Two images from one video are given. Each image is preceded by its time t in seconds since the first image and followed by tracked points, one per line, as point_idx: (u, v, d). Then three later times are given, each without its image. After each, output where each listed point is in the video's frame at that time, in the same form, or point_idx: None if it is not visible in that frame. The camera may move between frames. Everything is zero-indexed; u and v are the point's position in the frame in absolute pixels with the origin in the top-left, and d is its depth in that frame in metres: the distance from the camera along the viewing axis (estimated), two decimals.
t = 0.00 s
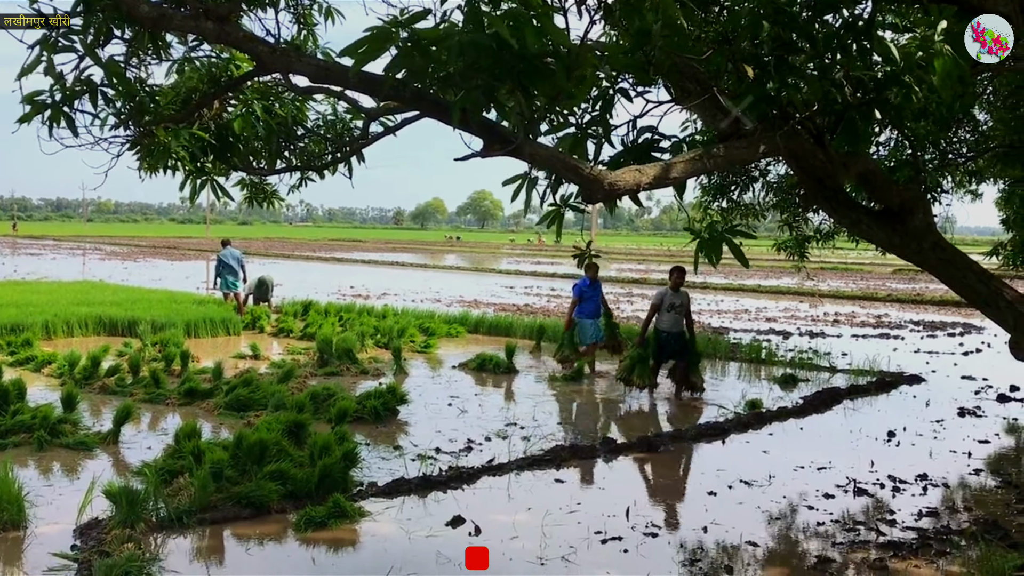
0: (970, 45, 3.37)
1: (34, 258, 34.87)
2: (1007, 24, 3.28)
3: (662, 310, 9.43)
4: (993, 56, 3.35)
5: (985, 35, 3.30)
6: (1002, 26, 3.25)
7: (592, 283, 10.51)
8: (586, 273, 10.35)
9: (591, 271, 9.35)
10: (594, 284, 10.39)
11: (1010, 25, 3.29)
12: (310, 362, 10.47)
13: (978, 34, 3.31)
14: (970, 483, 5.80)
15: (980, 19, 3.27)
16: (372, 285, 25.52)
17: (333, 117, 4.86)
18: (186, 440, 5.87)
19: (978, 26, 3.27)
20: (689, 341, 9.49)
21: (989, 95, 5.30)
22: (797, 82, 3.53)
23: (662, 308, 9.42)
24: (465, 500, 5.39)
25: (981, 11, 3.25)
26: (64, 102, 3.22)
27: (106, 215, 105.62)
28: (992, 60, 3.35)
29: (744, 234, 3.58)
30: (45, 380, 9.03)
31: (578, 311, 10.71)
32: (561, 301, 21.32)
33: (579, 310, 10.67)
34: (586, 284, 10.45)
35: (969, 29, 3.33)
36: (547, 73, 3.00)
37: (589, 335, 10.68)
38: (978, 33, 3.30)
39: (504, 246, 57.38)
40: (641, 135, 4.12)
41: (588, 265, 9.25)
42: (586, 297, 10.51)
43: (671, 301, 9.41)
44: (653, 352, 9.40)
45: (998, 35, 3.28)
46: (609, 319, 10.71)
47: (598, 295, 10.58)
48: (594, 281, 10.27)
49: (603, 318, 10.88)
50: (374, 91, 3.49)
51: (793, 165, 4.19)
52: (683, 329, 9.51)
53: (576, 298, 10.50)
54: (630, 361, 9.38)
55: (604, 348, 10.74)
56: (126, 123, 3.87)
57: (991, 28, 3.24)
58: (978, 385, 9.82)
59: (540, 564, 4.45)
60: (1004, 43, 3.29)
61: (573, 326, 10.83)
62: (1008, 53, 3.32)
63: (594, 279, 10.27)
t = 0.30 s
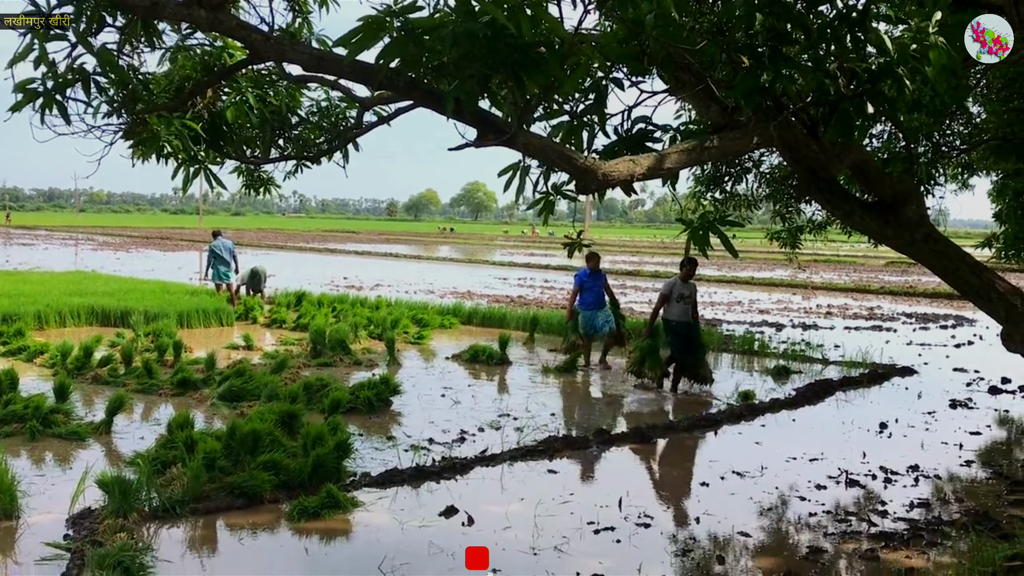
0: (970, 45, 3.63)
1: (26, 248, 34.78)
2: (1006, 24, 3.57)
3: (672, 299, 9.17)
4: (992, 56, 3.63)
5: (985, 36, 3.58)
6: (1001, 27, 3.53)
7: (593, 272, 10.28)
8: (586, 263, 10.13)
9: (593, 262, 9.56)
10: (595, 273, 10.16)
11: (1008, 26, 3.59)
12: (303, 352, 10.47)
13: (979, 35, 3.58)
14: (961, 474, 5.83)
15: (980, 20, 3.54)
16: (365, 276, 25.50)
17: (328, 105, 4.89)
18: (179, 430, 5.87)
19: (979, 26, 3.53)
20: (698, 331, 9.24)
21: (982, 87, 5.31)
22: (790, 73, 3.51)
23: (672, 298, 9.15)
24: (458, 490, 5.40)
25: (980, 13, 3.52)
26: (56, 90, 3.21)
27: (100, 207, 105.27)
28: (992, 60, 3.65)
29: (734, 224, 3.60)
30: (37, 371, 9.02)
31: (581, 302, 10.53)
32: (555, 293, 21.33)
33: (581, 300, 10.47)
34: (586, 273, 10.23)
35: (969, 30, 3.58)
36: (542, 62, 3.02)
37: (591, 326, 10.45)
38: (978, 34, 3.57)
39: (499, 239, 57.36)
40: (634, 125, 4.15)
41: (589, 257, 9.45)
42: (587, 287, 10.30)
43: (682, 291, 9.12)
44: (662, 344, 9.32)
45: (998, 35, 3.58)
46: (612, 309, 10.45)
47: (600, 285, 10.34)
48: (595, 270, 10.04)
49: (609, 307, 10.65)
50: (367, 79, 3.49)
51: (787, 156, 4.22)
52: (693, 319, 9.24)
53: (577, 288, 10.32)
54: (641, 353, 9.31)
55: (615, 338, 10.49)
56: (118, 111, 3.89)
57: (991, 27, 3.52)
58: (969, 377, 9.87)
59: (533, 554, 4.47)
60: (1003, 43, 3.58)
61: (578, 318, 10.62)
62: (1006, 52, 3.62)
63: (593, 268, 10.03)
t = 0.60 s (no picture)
0: (969, 45, 3.54)
1: (22, 241, 34.70)
2: (1006, 23, 3.48)
3: (680, 300, 9.20)
4: (991, 56, 3.55)
5: (987, 36, 3.49)
6: (1001, 27, 3.44)
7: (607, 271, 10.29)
8: (601, 261, 10.15)
9: (607, 261, 9.77)
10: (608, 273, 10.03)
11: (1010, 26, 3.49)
12: (300, 346, 10.48)
13: (979, 35, 3.49)
14: (958, 469, 5.84)
15: (981, 19, 3.44)
16: (362, 270, 25.49)
17: (325, 97, 4.93)
18: (175, 423, 5.87)
19: (980, 26, 3.44)
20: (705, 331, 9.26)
21: (980, 83, 5.30)
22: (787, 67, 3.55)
23: (681, 298, 9.20)
24: (455, 485, 5.40)
25: (981, 12, 3.43)
26: (53, 83, 3.20)
27: (99, 201, 105.23)
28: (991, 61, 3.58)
29: (732, 219, 3.60)
30: (34, 364, 9.01)
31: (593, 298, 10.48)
32: (552, 287, 21.34)
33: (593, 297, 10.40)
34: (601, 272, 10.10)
35: (970, 29, 3.49)
36: (539, 57, 3.03)
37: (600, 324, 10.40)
38: (979, 34, 3.48)
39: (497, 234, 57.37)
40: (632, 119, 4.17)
41: (602, 255, 9.61)
42: (600, 286, 10.29)
43: (690, 292, 9.19)
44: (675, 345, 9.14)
45: (998, 36, 3.50)
46: (622, 309, 10.38)
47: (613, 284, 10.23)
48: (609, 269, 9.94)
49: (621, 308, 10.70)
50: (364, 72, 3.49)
51: (784, 150, 4.24)
52: (699, 320, 9.27)
53: (589, 286, 10.32)
54: (658, 355, 8.99)
55: (624, 339, 10.43)
56: (116, 104, 3.91)
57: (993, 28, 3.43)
58: (966, 372, 9.89)
59: (529, 548, 4.48)
60: (1003, 43, 3.51)
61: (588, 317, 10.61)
62: (1006, 51, 3.54)
63: (607, 266, 10.05)
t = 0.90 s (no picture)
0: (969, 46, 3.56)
1: (20, 239, 34.67)
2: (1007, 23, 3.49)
3: (697, 302, 8.91)
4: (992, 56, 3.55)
5: (986, 36, 3.49)
6: (1001, 27, 3.45)
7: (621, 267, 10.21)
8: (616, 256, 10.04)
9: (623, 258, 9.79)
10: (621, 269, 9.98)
11: (1009, 26, 3.48)
12: (298, 344, 10.48)
13: (979, 35, 3.50)
14: (955, 467, 5.85)
15: (980, 20, 3.47)
16: (360, 268, 25.49)
17: (323, 96, 4.95)
18: (174, 421, 5.88)
19: (979, 26, 3.47)
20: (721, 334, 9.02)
21: (978, 81, 5.29)
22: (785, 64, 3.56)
23: (698, 301, 8.90)
24: (453, 483, 5.40)
25: (982, 12, 3.46)
26: (52, 82, 3.20)
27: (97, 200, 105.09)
28: (991, 60, 3.57)
29: (729, 217, 3.60)
30: (32, 362, 9.01)
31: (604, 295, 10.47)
32: (550, 285, 21.34)
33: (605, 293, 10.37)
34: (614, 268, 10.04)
35: (969, 30, 3.51)
36: (537, 55, 3.02)
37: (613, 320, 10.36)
38: (979, 34, 3.49)
39: (496, 232, 57.37)
40: (629, 117, 4.22)
41: (618, 251, 9.55)
42: (613, 281, 10.20)
43: (707, 294, 8.90)
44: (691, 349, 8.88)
45: (998, 35, 3.49)
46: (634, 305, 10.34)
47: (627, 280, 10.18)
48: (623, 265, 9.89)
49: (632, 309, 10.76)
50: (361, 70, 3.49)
51: (782, 148, 4.28)
52: (716, 323, 9.00)
53: (603, 282, 10.20)
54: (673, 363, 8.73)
55: (635, 335, 10.43)
56: (114, 102, 3.93)
57: (992, 27, 3.44)
58: (964, 370, 9.89)
59: (527, 546, 4.48)
60: (1003, 44, 3.50)
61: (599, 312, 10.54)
62: (1006, 51, 3.53)
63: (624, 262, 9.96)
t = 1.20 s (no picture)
0: (969, 45, 3.69)
1: (14, 240, 34.57)
2: (1005, 23, 3.61)
3: (705, 304, 8.93)
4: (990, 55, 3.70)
5: (987, 36, 3.63)
6: (1001, 27, 3.57)
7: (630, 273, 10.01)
8: (625, 262, 9.85)
9: (631, 263, 9.65)
10: (632, 273, 9.87)
11: (1009, 26, 3.61)
12: (293, 345, 10.47)
13: (979, 35, 3.62)
14: (949, 467, 5.85)
15: (980, 20, 3.58)
16: (354, 269, 25.46)
17: (319, 98, 4.96)
18: (169, 422, 5.87)
19: (980, 27, 3.57)
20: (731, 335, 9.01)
21: (971, 82, 5.30)
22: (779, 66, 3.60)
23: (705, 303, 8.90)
24: (448, 484, 5.40)
25: (981, 13, 3.56)
26: (46, 83, 3.20)
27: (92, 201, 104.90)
28: (992, 58, 3.72)
29: (722, 218, 3.61)
30: (26, 363, 8.99)
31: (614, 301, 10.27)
32: (544, 286, 21.36)
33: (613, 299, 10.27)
34: (624, 273, 9.91)
35: (970, 30, 3.62)
36: (532, 55, 3.03)
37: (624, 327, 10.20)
38: (979, 34, 3.60)
39: (491, 232, 57.37)
40: (623, 118, 4.27)
41: (625, 256, 9.45)
42: (622, 288, 10.00)
43: (713, 296, 8.94)
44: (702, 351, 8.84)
45: (998, 35, 3.62)
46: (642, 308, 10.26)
47: (635, 284, 10.08)
48: (633, 269, 9.78)
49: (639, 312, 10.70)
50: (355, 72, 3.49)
51: (775, 149, 4.30)
52: (724, 324, 9.00)
53: (612, 289, 10.01)
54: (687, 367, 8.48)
55: (644, 341, 10.24)
56: (108, 104, 3.93)
57: (992, 29, 3.56)
58: (958, 370, 9.91)
59: (522, 546, 4.49)
60: (1003, 43, 3.64)
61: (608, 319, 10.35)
62: (1007, 50, 3.67)
63: (632, 268, 9.77)
